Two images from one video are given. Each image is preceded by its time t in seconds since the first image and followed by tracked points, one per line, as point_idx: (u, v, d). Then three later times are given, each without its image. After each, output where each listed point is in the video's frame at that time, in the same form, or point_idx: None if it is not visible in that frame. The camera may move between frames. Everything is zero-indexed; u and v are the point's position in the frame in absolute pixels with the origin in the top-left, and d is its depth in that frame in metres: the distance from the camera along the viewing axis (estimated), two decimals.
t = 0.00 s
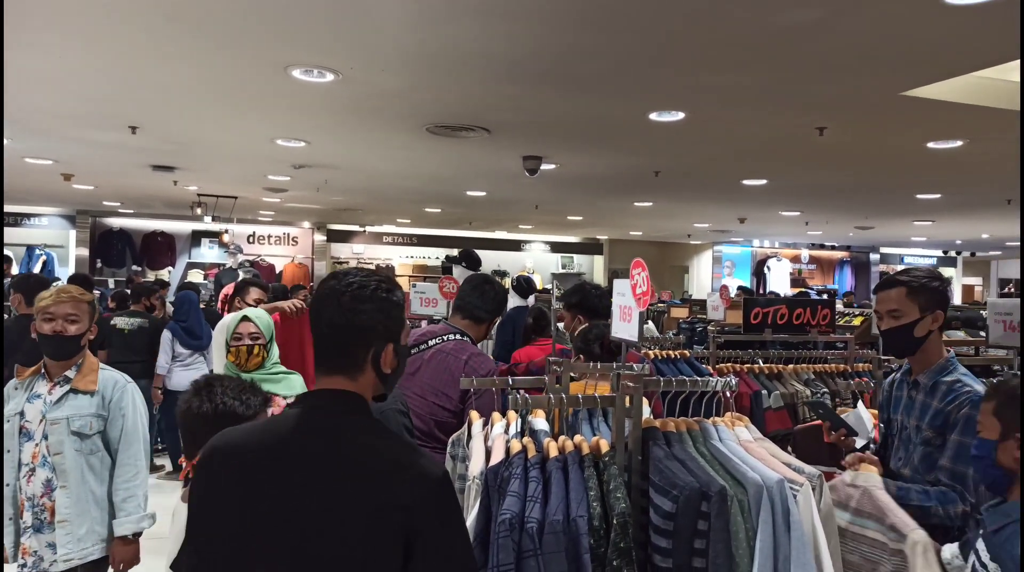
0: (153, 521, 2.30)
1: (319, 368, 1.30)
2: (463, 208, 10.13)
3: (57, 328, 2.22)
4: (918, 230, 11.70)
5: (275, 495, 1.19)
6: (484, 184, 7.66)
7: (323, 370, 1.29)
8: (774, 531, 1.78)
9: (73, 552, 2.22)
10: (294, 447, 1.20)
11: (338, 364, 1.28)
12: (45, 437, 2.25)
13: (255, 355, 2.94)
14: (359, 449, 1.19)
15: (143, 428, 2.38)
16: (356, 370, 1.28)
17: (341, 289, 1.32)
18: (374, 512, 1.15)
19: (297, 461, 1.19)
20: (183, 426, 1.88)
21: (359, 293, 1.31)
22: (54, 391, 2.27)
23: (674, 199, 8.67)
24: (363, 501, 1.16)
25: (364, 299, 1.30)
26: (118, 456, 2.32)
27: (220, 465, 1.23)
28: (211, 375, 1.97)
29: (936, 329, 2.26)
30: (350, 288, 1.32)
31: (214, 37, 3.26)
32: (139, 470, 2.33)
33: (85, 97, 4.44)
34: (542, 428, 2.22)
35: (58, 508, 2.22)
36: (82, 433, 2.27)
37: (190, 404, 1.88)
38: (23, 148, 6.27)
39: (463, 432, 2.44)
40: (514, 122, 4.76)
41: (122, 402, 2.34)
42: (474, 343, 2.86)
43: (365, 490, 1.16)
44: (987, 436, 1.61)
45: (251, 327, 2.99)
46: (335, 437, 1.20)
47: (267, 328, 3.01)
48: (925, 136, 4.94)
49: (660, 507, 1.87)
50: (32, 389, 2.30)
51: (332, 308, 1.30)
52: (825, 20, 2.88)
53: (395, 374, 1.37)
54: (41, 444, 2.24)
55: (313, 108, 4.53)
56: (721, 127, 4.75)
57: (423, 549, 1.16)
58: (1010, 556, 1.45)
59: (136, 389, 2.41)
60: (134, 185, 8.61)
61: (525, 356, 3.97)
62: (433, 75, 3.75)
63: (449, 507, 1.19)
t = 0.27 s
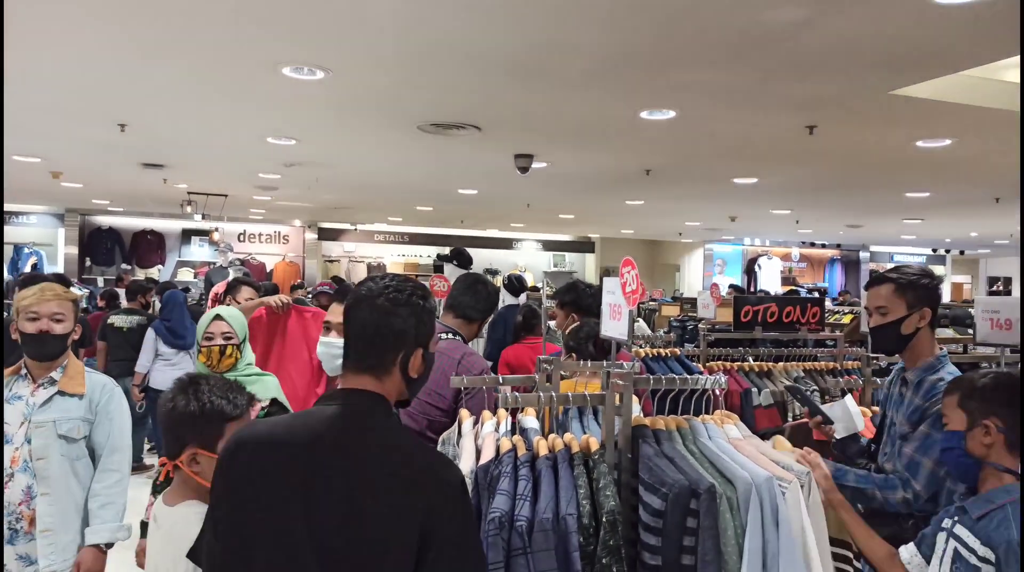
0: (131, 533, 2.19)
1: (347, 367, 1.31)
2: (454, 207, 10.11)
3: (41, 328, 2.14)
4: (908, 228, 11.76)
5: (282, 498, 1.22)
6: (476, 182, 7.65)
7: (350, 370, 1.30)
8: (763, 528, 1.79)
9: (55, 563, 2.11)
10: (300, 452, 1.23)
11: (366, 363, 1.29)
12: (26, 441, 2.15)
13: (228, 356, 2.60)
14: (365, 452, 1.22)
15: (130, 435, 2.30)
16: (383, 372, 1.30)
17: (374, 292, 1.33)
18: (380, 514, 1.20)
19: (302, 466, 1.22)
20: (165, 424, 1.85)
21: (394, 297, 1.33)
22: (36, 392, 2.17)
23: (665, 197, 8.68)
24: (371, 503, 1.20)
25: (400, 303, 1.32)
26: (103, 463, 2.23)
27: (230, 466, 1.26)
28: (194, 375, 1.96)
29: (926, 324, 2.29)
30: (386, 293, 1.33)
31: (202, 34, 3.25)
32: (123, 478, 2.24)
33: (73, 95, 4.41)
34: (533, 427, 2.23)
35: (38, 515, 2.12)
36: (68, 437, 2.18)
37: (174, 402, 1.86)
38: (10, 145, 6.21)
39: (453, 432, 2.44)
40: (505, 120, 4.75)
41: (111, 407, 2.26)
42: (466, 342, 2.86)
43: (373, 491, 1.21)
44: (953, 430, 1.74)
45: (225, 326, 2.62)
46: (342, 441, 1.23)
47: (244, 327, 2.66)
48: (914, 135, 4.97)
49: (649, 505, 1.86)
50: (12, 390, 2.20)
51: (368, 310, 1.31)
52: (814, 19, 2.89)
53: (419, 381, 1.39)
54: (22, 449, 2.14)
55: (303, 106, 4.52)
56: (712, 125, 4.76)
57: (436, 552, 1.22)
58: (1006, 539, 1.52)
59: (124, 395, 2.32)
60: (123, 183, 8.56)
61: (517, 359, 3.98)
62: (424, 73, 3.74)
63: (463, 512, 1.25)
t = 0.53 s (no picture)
0: (90, 551, 2.12)
1: (357, 368, 1.32)
2: (441, 209, 10.09)
3: None
4: (891, 231, 11.87)
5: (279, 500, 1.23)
6: (462, 184, 7.64)
7: (361, 372, 1.32)
8: (744, 530, 1.81)
9: None
10: (298, 455, 1.23)
11: (377, 365, 1.31)
12: None
13: (172, 363, 2.60)
14: (364, 454, 1.23)
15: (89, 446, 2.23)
16: (393, 374, 1.32)
17: (383, 297, 1.35)
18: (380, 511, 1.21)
19: (300, 468, 1.23)
20: (145, 429, 1.81)
21: (403, 301, 1.35)
22: None
23: (651, 200, 8.71)
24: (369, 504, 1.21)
25: (409, 306, 1.34)
26: (62, 477, 2.15)
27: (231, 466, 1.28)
28: (172, 378, 1.92)
29: (906, 327, 2.32)
30: (395, 297, 1.35)
31: (186, 35, 3.22)
32: (84, 492, 2.17)
33: (54, 96, 4.37)
34: (518, 429, 2.24)
35: None
36: (24, 451, 2.09)
37: (153, 406, 1.82)
38: None
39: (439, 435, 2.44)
40: (491, 123, 4.75)
41: (67, 418, 2.19)
42: (451, 344, 2.86)
43: (371, 492, 1.22)
44: (947, 431, 1.81)
45: (168, 331, 2.63)
46: (341, 442, 1.24)
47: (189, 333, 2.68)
48: (898, 139, 5.02)
49: (633, 507, 1.88)
50: None
51: (378, 312, 1.32)
52: (798, 23, 2.91)
53: (427, 384, 1.40)
54: None
55: (289, 107, 4.50)
56: (698, 128, 4.79)
57: (442, 552, 1.22)
58: (1002, 543, 1.59)
59: (82, 404, 2.25)
60: (106, 185, 8.47)
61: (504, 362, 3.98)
62: (410, 75, 3.74)
63: (467, 512, 1.25)
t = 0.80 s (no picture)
0: None
1: (365, 369, 1.32)
2: (426, 209, 10.07)
3: None
4: (873, 231, 11.97)
5: (273, 502, 1.23)
6: (446, 184, 7.62)
7: (368, 371, 1.31)
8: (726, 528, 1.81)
9: None
10: (287, 455, 1.23)
11: (384, 365, 1.30)
12: None
13: (120, 363, 2.59)
14: (358, 452, 1.22)
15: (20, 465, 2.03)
16: (400, 375, 1.31)
17: (391, 298, 1.33)
18: (379, 507, 1.20)
19: (291, 470, 1.22)
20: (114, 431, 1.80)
21: (411, 301, 1.32)
22: None
23: (636, 200, 8.73)
24: (360, 503, 1.21)
25: (416, 307, 1.32)
26: None
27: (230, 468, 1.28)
28: (139, 380, 1.91)
29: (881, 332, 2.33)
30: (402, 297, 1.33)
31: (166, 34, 3.20)
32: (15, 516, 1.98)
33: (33, 94, 4.31)
34: (502, 430, 2.24)
35: None
36: None
37: (122, 407, 1.81)
38: None
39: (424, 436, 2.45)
40: (475, 123, 4.75)
41: None
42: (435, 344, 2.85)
43: (365, 490, 1.21)
44: (946, 435, 1.96)
45: (116, 330, 2.60)
46: (333, 441, 1.23)
47: (138, 331, 2.66)
48: (879, 139, 5.06)
49: (615, 506, 1.88)
50: None
51: (386, 313, 1.31)
52: (778, 24, 2.93)
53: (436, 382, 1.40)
54: None
55: (272, 106, 4.47)
56: (682, 128, 4.80)
57: (446, 551, 1.19)
58: (1010, 546, 1.74)
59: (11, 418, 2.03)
60: (86, 184, 8.38)
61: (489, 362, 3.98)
62: (393, 74, 3.73)
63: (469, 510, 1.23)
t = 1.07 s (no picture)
0: None
1: (378, 371, 1.32)
2: (416, 204, 10.04)
3: None
4: (862, 227, 12.03)
5: (263, 499, 1.23)
6: (437, 180, 7.60)
7: (382, 372, 1.32)
8: (716, 523, 1.81)
9: None
10: (279, 452, 1.23)
11: (398, 367, 1.31)
12: None
13: (99, 364, 2.58)
14: (351, 449, 1.21)
15: None
16: (412, 376, 1.32)
17: (406, 299, 1.33)
18: (381, 506, 1.19)
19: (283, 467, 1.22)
20: (90, 432, 1.77)
21: (426, 303, 1.33)
22: None
23: (626, 196, 8.74)
24: (351, 500, 1.20)
25: (431, 309, 1.32)
26: None
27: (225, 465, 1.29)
28: (109, 378, 1.87)
29: (873, 329, 2.35)
30: (417, 299, 1.33)
31: (152, 27, 3.17)
32: None
33: (18, 89, 4.27)
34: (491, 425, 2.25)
35: None
36: None
37: (95, 407, 1.78)
38: None
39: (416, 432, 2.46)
40: (465, 118, 4.73)
41: None
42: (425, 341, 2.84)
43: (358, 488, 1.20)
44: (929, 422, 2.07)
45: (94, 329, 2.60)
46: (328, 437, 1.22)
47: (111, 332, 2.69)
48: (867, 135, 5.09)
49: (606, 501, 1.89)
50: None
51: (401, 316, 1.31)
52: (768, 20, 2.93)
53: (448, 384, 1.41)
54: None
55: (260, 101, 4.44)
56: (672, 124, 4.81)
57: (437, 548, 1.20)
58: (996, 525, 1.81)
59: None
60: (74, 180, 8.31)
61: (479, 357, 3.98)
62: (383, 69, 3.70)
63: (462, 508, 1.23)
